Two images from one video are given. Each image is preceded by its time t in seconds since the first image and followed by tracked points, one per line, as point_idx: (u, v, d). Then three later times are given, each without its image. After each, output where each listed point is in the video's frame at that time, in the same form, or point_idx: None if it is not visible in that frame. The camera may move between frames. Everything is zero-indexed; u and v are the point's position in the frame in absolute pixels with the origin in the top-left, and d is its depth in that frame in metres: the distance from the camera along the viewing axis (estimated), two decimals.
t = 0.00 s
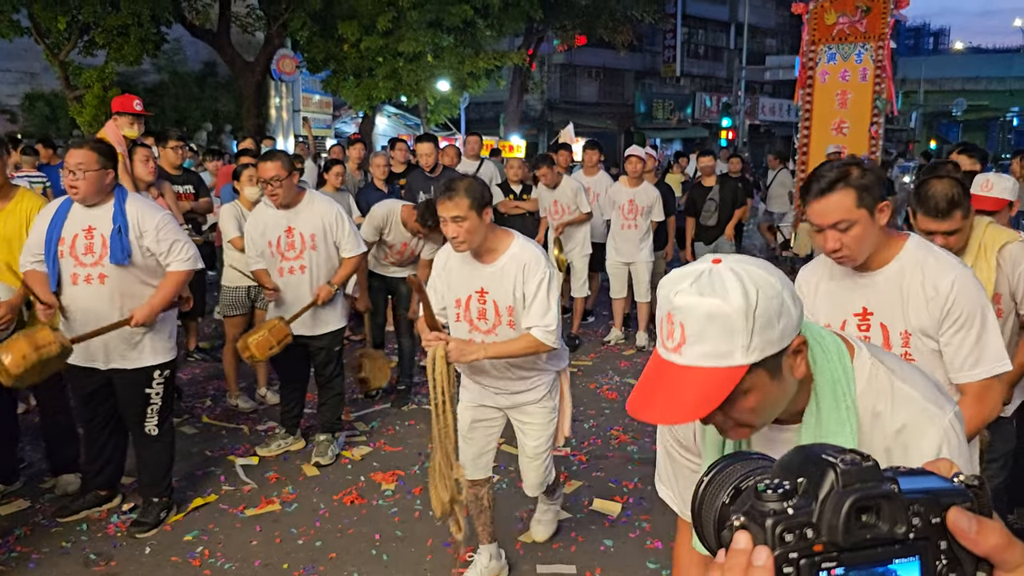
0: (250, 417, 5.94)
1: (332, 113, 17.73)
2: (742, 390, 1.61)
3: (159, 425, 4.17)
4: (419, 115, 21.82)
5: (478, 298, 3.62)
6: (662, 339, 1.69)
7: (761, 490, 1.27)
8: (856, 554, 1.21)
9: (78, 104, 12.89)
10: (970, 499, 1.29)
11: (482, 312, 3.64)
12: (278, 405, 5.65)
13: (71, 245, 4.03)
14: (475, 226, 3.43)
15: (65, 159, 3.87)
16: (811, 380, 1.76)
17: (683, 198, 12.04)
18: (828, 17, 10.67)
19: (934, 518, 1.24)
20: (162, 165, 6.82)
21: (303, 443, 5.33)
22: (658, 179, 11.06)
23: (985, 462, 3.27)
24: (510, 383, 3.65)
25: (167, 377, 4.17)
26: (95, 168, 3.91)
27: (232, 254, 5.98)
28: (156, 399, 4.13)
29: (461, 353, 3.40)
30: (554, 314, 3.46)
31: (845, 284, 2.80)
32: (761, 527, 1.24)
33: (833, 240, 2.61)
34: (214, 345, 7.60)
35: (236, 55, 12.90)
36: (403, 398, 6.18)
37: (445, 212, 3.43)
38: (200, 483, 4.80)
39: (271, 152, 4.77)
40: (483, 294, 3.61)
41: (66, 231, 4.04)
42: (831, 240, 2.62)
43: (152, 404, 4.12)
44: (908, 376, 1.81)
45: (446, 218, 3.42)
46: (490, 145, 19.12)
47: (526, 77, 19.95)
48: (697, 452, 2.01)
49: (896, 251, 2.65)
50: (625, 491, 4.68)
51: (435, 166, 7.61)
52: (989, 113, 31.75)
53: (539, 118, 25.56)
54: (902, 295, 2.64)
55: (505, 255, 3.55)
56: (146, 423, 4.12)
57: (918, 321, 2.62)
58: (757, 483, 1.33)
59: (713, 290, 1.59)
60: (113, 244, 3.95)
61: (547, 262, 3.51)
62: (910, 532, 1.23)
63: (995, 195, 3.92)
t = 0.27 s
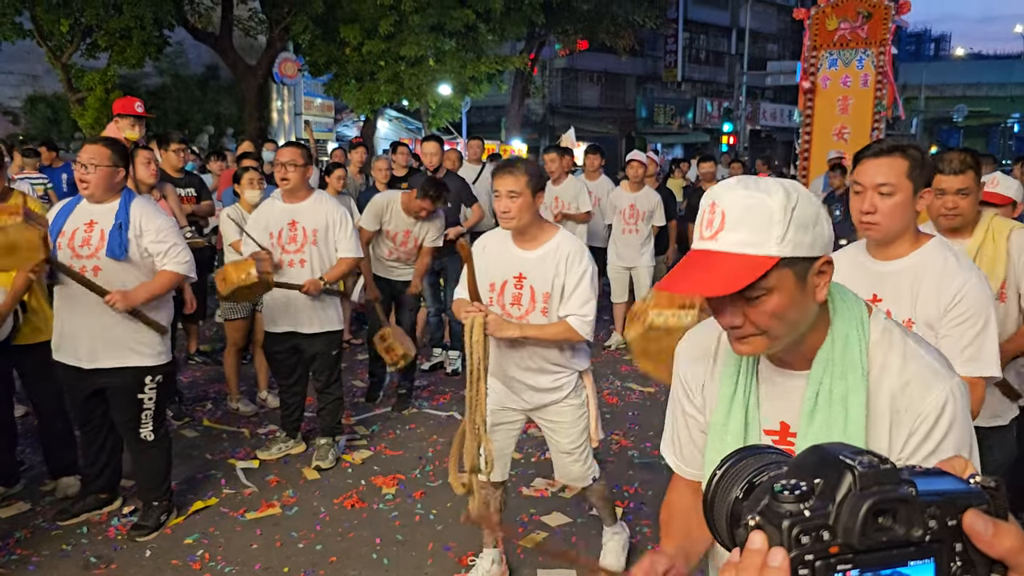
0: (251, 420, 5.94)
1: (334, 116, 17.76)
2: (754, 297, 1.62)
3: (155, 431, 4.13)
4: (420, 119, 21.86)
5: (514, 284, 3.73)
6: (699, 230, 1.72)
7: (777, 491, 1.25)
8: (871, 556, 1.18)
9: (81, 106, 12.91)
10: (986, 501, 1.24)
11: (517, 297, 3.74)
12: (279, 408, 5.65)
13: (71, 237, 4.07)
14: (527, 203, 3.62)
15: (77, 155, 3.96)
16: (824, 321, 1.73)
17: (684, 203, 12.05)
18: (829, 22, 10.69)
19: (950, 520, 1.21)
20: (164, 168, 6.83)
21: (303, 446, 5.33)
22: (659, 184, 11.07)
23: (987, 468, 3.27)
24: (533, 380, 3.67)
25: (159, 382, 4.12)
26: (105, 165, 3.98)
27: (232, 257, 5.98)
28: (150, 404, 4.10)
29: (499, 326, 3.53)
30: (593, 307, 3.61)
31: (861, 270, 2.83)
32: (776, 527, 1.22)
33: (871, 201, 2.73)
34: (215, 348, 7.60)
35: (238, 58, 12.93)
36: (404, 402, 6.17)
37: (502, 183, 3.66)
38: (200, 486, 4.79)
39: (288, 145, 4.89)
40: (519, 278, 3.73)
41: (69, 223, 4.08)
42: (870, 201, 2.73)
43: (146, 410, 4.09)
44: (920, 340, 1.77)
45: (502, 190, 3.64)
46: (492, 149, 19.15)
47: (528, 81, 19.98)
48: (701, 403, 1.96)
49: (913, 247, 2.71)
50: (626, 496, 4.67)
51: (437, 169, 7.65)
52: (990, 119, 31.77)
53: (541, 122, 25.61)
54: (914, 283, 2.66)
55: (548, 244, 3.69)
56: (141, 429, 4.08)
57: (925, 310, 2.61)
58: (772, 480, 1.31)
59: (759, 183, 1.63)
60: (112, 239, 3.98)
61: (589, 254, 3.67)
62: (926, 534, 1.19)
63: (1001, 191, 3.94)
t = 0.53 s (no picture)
0: (251, 423, 5.94)
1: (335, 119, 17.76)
2: (784, 239, 1.71)
3: (149, 435, 4.12)
4: (421, 122, 21.88)
5: (560, 277, 4.04)
6: (746, 172, 1.82)
7: (787, 489, 1.23)
8: (879, 555, 1.17)
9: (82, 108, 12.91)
10: (994, 501, 1.23)
11: (562, 290, 4.03)
12: (278, 411, 5.65)
13: (68, 235, 4.09)
14: (580, 195, 3.92)
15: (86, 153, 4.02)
16: (845, 296, 1.82)
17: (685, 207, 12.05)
18: (830, 26, 10.70)
19: (959, 520, 1.19)
20: (165, 170, 6.83)
21: (303, 449, 5.34)
22: (659, 187, 11.08)
23: (989, 472, 3.26)
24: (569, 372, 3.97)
25: (150, 387, 4.11)
26: (110, 166, 4.02)
27: (233, 259, 6.00)
28: (141, 407, 4.09)
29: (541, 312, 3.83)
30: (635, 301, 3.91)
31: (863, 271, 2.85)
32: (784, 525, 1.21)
33: (882, 194, 2.74)
34: (215, 351, 7.60)
35: (239, 61, 12.94)
36: (404, 405, 6.17)
37: (558, 174, 3.94)
38: (199, 488, 4.79)
39: (302, 143, 5.03)
40: (566, 271, 4.02)
41: (68, 221, 4.11)
42: (881, 195, 2.75)
43: (138, 414, 4.07)
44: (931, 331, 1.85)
45: (557, 181, 3.93)
46: (492, 152, 19.16)
47: (529, 84, 20.00)
48: (713, 374, 2.04)
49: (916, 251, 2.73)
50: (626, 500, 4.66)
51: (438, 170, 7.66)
52: (990, 123, 31.76)
53: (541, 125, 25.65)
54: (914, 284, 2.67)
55: (595, 238, 4.00)
56: (135, 434, 4.07)
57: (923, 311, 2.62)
58: (780, 478, 1.30)
59: (813, 137, 1.75)
60: (104, 237, 4.00)
61: (633, 252, 3.96)
62: (935, 534, 1.18)
63: (1003, 192, 4.00)
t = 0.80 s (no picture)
0: (256, 424, 5.94)
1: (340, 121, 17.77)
2: (817, 226, 1.71)
3: (149, 437, 4.11)
4: (426, 124, 21.90)
5: (590, 270, 4.08)
6: (785, 158, 1.81)
7: (799, 489, 1.20)
8: (893, 556, 1.14)
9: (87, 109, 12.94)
10: (1009, 504, 1.21)
11: (592, 282, 4.07)
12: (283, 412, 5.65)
13: (70, 236, 4.11)
14: (617, 189, 3.99)
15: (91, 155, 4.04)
16: (866, 293, 1.81)
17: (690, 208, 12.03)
18: (836, 28, 10.67)
19: (974, 523, 1.17)
20: (170, 171, 6.84)
21: (307, 450, 5.33)
22: (664, 189, 11.06)
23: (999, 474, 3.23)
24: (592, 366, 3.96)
25: (148, 390, 4.10)
26: (114, 168, 4.03)
27: (238, 261, 6.01)
28: (139, 410, 4.07)
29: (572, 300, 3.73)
30: (664, 297, 3.94)
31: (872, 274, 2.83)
32: (797, 526, 1.18)
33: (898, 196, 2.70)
34: (220, 352, 7.60)
35: (244, 62, 12.95)
36: (409, 406, 6.16)
37: (597, 169, 4.01)
38: (203, 489, 4.78)
39: (311, 144, 5.11)
40: (597, 265, 4.07)
41: (72, 222, 4.14)
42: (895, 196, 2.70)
43: (136, 416, 4.06)
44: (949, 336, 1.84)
45: (596, 175, 4.00)
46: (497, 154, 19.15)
47: (533, 86, 19.99)
48: (729, 366, 2.06)
49: (932, 255, 2.71)
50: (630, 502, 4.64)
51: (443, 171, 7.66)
52: (996, 125, 31.62)
53: (546, 127, 25.66)
54: (924, 289, 2.67)
55: (628, 234, 4.06)
56: (134, 436, 4.06)
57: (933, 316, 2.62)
58: (793, 478, 1.27)
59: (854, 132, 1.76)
60: (102, 237, 4.00)
61: (664, 249, 3.99)
62: (950, 536, 1.16)
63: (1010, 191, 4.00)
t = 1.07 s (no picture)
0: (261, 424, 5.94)
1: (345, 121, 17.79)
2: (835, 225, 1.70)
3: (154, 437, 4.12)
4: (431, 124, 21.92)
5: (601, 265, 4.06)
6: (805, 155, 1.80)
7: (816, 489, 1.18)
8: (912, 557, 1.12)
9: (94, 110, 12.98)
10: None
11: (603, 277, 4.04)
12: (288, 412, 5.65)
13: (75, 237, 4.13)
14: (632, 187, 3.99)
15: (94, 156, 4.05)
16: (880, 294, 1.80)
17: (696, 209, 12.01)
18: (842, 28, 10.63)
19: (992, 522, 1.16)
20: (176, 172, 6.86)
21: (313, 451, 5.33)
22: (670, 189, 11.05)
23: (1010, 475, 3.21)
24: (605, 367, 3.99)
25: (152, 390, 4.10)
26: (116, 168, 4.03)
27: (244, 261, 6.01)
28: (144, 410, 4.08)
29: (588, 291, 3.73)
30: (675, 294, 3.95)
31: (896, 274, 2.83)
32: (813, 526, 1.16)
33: (921, 194, 2.69)
34: (226, 352, 7.61)
35: (250, 63, 12.98)
36: (414, 406, 6.16)
37: (613, 166, 4.01)
38: (208, 490, 4.79)
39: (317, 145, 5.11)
40: (608, 260, 4.06)
41: (77, 224, 4.16)
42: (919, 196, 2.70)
43: (141, 416, 4.07)
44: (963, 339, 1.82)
45: (612, 172, 4.01)
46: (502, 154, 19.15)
47: (538, 86, 19.99)
48: (740, 367, 2.05)
49: (954, 254, 2.71)
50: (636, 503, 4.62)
51: (450, 171, 7.67)
52: (1003, 125, 31.48)
53: (552, 128, 25.68)
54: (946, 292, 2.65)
55: (641, 232, 4.05)
56: (139, 436, 4.07)
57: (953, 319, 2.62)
58: (809, 478, 1.25)
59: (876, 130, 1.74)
60: (103, 238, 4.00)
61: (676, 248, 4.00)
62: (968, 536, 1.14)
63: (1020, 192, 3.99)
